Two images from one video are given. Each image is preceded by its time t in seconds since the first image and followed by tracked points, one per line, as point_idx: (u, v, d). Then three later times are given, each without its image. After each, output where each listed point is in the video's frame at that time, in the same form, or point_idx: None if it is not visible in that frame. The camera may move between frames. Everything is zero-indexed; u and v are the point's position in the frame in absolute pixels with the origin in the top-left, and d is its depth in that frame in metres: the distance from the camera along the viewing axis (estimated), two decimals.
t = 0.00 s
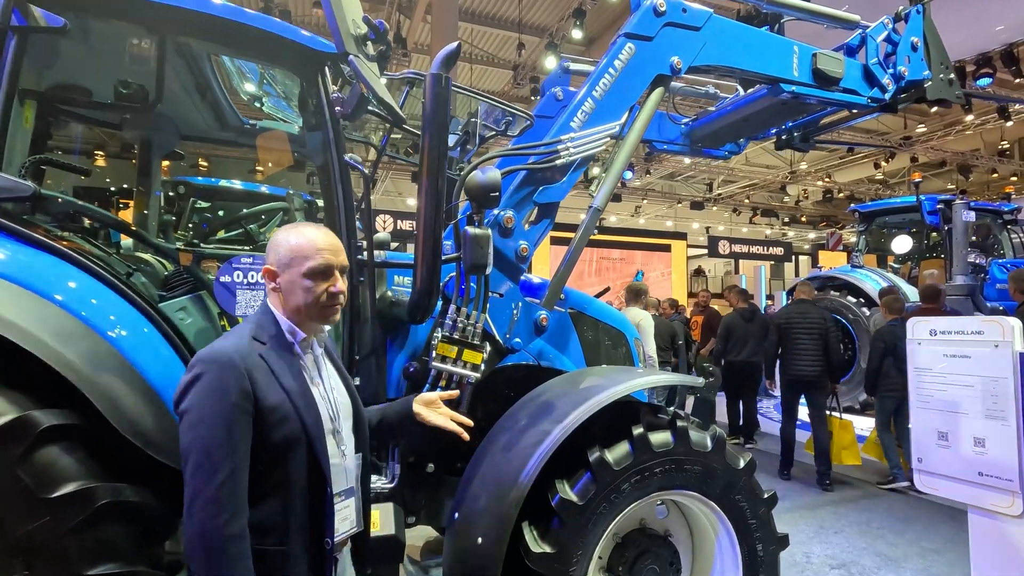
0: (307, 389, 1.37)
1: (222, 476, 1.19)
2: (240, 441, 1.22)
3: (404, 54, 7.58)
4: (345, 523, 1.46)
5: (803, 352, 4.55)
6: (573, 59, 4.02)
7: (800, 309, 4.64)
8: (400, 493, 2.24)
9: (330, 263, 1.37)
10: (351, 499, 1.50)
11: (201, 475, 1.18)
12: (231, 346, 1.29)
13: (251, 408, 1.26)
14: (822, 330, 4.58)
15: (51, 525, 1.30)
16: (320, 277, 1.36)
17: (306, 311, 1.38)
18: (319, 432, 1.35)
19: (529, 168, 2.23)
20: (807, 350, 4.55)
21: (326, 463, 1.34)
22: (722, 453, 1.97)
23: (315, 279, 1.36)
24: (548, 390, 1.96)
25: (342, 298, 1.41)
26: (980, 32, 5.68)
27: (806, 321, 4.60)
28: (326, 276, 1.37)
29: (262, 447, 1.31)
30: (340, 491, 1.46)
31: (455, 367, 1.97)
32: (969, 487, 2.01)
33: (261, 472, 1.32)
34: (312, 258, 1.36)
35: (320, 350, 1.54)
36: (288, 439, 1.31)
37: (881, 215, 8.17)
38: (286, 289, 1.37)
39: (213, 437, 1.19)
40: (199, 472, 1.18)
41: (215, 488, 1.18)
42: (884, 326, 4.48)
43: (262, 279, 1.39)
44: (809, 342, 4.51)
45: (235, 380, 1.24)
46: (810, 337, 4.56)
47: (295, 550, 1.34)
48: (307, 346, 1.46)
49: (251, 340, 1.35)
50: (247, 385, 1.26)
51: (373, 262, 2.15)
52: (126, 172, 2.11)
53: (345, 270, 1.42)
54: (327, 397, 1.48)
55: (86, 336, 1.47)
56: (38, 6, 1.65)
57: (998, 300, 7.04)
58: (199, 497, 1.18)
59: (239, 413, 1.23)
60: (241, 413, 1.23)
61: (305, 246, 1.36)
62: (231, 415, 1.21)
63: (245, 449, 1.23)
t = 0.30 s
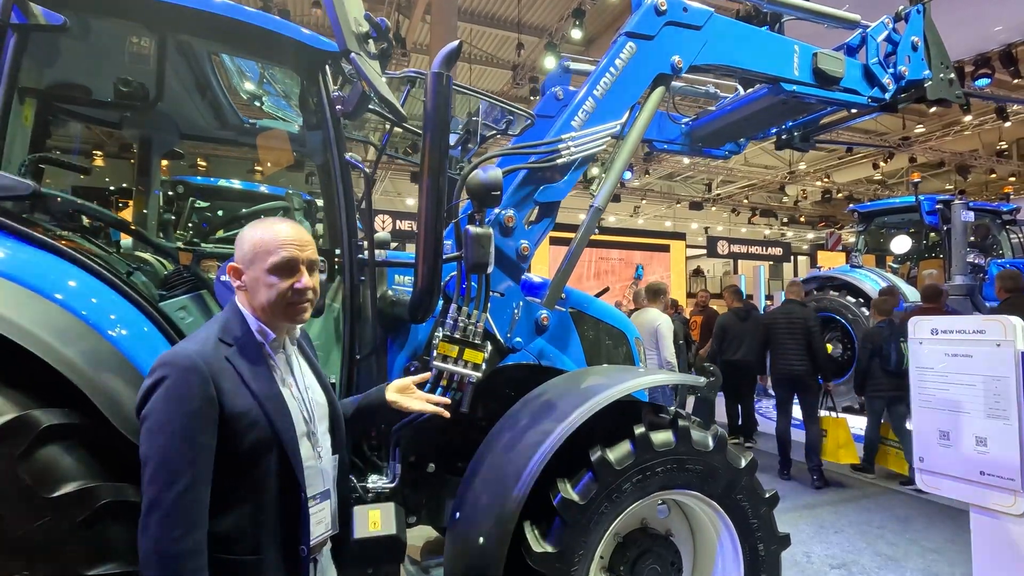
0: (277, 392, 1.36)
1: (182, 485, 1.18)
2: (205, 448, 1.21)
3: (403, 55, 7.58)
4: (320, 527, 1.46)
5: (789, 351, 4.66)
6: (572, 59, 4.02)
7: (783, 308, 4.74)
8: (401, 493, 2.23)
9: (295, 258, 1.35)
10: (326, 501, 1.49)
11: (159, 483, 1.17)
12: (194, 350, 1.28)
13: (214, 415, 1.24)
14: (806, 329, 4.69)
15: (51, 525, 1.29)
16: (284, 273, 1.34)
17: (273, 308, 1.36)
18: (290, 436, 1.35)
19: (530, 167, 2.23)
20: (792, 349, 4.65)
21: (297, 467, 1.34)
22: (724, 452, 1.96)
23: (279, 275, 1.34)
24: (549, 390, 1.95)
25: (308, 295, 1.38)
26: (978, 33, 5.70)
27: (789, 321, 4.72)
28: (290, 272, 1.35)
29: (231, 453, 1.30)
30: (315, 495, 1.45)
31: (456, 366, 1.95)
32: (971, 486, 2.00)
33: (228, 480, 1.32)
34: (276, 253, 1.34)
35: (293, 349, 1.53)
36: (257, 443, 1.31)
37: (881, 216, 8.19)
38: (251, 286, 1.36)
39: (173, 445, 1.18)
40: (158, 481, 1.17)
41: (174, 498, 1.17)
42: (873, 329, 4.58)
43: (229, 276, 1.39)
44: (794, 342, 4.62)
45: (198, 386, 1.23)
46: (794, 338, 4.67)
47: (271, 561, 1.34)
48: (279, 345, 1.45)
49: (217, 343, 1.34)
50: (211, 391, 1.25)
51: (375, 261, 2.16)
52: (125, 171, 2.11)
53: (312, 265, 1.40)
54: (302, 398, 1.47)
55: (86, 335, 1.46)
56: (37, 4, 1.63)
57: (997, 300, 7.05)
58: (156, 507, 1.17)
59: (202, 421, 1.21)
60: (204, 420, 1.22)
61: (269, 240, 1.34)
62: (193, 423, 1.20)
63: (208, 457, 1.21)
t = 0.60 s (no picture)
0: (263, 390, 1.35)
1: (169, 484, 1.18)
2: (191, 447, 1.21)
3: (403, 55, 7.57)
4: (312, 525, 1.44)
5: (781, 351, 4.70)
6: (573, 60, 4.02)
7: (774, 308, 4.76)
8: (404, 493, 2.24)
9: (270, 252, 1.35)
10: (319, 498, 1.47)
11: (149, 483, 1.18)
12: (179, 352, 1.29)
13: (199, 414, 1.24)
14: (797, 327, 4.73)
15: (56, 526, 1.29)
16: (261, 267, 1.34)
17: (254, 304, 1.36)
18: (276, 433, 1.33)
19: (532, 168, 2.23)
20: (785, 349, 4.69)
21: (284, 464, 1.32)
22: (726, 452, 1.97)
23: (256, 270, 1.34)
24: (551, 390, 1.96)
25: (288, 288, 1.38)
26: (978, 34, 5.72)
27: (780, 321, 4.75)
28: (266, 265, 1.35)
29: (220, 452, 1.30)
30: (306, 492, 1.43)
31: (459, 367, 1.95)
32: (973, 486, 1.97)
33: (220, 478, 1.32)
34: (251, 249, 1.34)
35: (285, 347, 1.52)
36: (244, 441, 1.30)
37: (880, 216, 8.21)
38: (233, 285, 1.36)
39: (159, 446, 1.18)
40: (146, 481, 1.17)
41: (163, 496, 1.17)
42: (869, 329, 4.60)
43: (211, 279, 1.39)
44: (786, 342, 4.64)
45: (181, 387, 1.23)
46: (786, 336, 4.70)
47: (264, 554, 1.34)
48: (267, 343, 1.44)
49: (202, 344, 1.34)
50: (195, 391, 1.25)
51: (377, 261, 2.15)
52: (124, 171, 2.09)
53: (291, 259, 1.39)
54: (292, 395, 1.45)
55: (90, 334, 1.46)
56: (41, 4, 1.62)
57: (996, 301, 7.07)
58: (147, 506, 1.17)
59: (186, 421, 1.22)
60: (189, 420, 1.22)
61: (243, 238, 1.34)
62: (176, 423, 1.20)
63: (196, 456, 1.21)
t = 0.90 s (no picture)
0: (266, 383, 1.37)
1: (175, 465, 1.22)
2: (197, 432, 1.25)
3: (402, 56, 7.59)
4: (306, 514, 1.43)
5: (780, 350, 4.72)
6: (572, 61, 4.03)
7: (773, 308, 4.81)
8: (404, 492, 2.25)
9: (278, 253, 1.38)
10: (315, 488, 1.46)
11: (156, 464, 1.22)
12: (192, 343, 1.33)
13: (205, 402, 1.28)
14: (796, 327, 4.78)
15: (62, 521, 1.31)
16: (271, 267, 1.37)
17: (263, 304, 1.38)
18: (275, 424, 1.35)
19: (532, 168, 2.25)
20: (784, 348, 4.71)
21: (281, 455, 1.33)
22: (723, 450, 1.99)
23: (266, 270, 1.36)
24: (551, 389, 1.97)
25: (296, 288, 1.40)
26: (975, 35, 5.74)
27: (779, 321, 4.79)
28: (275, 266, 1.37)
29: (223, 440, 1.34)
30: (301, 482, 1.43)
31: (459, 365, 1.97)
32: (966, 483, 1.99)
33: (223, 464, 1.36)
34: (262, 251, 1.36)
35: (292, 345, 1.53)
36: (245, 430, 1.33)
37: (878, 217, 8.23)
38: (243, 285, 1.39)
39: (166, 429, 1.22)
40: (153, 462, 1.22)
41: (167, 477, 1.21)
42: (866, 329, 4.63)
43: (224, 280, 1.42)
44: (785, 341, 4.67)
45: (190, 376, 1.27)
46: (785, 336, 4.73)
47: (256, 538, 1.35)
48: (274, 341, 1.45)
49: (214, 337, 1.37)
50: (202, 381, 1.29)
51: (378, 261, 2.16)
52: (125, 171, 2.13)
53: (299, 260, 1.42)
54: (294, 391, 1.46)
55: (95, 333, 1.48)
56: (46, 7, 1.63)
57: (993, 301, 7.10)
58: (153, 485, 1.21)
59: (192, 408, 1.26)
60: (195, 407, 1.26)
61: (254, 240, 1.36)
62: (183, 409, 1.24)
63: (200, 440, 1.25)
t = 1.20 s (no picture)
0: (265, 379, 1.40)
1: (167, 450, 1.24)
2: (192, 421, 1.28)
3: (401, 57, 7.60)
4: (303, 504, 1.45)
5: (786, 350, 4.75)
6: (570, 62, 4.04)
7: (781, 311, 4.85)
8: (402, 491, 2.27)
9: (286, 255, 1.40)
10: (311, 481, 1.47)
11: (150, 450, 1.25)
12: (197, 337, 1.36)
13: (202, 393, 1.31)
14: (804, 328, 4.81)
15: (62, 518, 1.33)
16: (281, 269, 1.39)
17: (270, 303, 1.40)
18: (270, 419, 1.37)
19: (528, 170, 2.27)
20: (790, 349, 4.74)
21: (273, 448, 1.35)
22: (717, 448, 2.02)
23: (274, 270, 1.39)
24: (547, 389, 1.99)
25: (303, 290, 1.42)
26: (970, 37, 5.78)
27: (787, 321, 4.81)
28: (282, 267, 1.39)
29: (217, 431, 1.36)
30: (297, 476, 1.44)
31: (455, 365, 1.99)
32: (955, 481, 2.01)
33: (217, 454, 1.38)
34: (273, 253, 1.39)
35: (293, 344, 1.56)
36: (239, 423, 1.35)
37: (874, 218, 8.26)
38: (253, 286, 1.41)
39: (163, 418, 1.25)
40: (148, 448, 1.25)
41: (159, 463, 1.24)
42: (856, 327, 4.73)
43: (233, 279, 1.45)
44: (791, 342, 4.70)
45: (190, 368, 1.30)
46: (791, 337, 4.76)
47: (243, 525, 1.36)
48: (275, 339, 1.48)
49: (217, 333, 1.40)
50: (201, 373, 1.32)
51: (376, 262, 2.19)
52: (124, 172, 2.14)
53: (306, 262, 1.44)
54: (291, 387, 1.48)
55: (95, 332, 1.50)
56: (47, 10, 1.67)
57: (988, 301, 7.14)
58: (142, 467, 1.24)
59: (189, 398, 1.29)
60: (193, 397, 1.29)
61: (263, 242, 1.39)
62: (181, 399, 1.27)
63: (195, 429, 1.28)
